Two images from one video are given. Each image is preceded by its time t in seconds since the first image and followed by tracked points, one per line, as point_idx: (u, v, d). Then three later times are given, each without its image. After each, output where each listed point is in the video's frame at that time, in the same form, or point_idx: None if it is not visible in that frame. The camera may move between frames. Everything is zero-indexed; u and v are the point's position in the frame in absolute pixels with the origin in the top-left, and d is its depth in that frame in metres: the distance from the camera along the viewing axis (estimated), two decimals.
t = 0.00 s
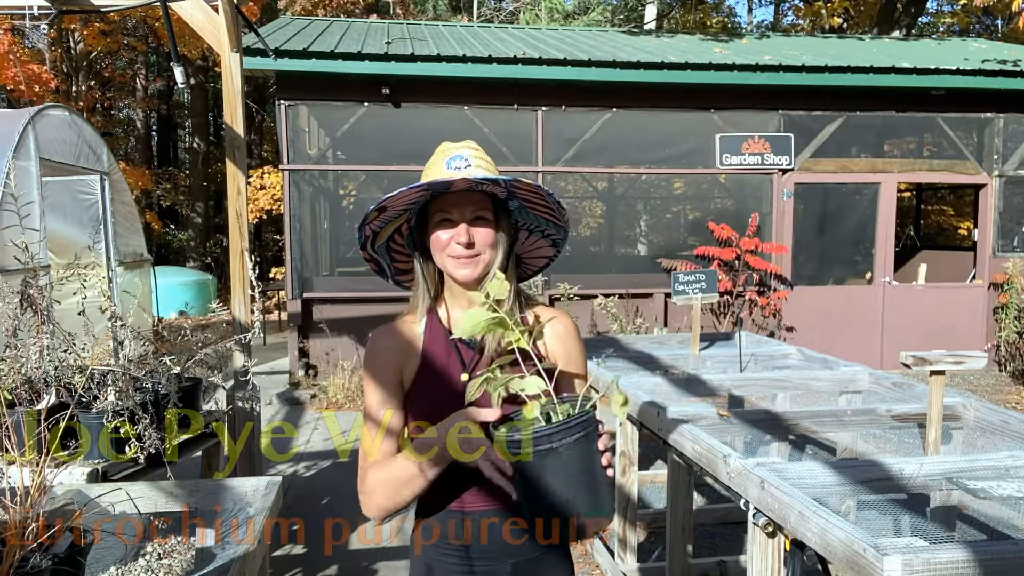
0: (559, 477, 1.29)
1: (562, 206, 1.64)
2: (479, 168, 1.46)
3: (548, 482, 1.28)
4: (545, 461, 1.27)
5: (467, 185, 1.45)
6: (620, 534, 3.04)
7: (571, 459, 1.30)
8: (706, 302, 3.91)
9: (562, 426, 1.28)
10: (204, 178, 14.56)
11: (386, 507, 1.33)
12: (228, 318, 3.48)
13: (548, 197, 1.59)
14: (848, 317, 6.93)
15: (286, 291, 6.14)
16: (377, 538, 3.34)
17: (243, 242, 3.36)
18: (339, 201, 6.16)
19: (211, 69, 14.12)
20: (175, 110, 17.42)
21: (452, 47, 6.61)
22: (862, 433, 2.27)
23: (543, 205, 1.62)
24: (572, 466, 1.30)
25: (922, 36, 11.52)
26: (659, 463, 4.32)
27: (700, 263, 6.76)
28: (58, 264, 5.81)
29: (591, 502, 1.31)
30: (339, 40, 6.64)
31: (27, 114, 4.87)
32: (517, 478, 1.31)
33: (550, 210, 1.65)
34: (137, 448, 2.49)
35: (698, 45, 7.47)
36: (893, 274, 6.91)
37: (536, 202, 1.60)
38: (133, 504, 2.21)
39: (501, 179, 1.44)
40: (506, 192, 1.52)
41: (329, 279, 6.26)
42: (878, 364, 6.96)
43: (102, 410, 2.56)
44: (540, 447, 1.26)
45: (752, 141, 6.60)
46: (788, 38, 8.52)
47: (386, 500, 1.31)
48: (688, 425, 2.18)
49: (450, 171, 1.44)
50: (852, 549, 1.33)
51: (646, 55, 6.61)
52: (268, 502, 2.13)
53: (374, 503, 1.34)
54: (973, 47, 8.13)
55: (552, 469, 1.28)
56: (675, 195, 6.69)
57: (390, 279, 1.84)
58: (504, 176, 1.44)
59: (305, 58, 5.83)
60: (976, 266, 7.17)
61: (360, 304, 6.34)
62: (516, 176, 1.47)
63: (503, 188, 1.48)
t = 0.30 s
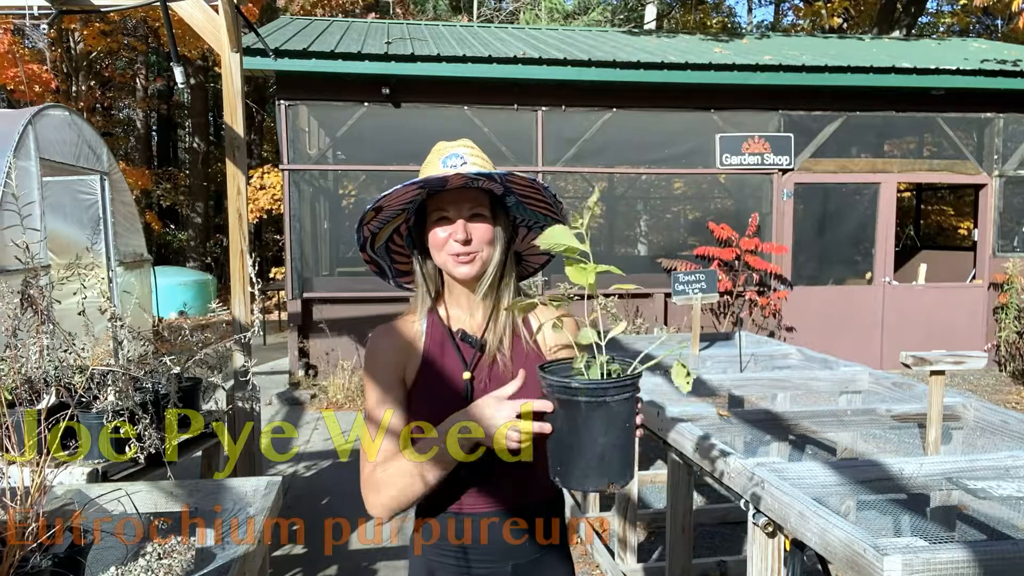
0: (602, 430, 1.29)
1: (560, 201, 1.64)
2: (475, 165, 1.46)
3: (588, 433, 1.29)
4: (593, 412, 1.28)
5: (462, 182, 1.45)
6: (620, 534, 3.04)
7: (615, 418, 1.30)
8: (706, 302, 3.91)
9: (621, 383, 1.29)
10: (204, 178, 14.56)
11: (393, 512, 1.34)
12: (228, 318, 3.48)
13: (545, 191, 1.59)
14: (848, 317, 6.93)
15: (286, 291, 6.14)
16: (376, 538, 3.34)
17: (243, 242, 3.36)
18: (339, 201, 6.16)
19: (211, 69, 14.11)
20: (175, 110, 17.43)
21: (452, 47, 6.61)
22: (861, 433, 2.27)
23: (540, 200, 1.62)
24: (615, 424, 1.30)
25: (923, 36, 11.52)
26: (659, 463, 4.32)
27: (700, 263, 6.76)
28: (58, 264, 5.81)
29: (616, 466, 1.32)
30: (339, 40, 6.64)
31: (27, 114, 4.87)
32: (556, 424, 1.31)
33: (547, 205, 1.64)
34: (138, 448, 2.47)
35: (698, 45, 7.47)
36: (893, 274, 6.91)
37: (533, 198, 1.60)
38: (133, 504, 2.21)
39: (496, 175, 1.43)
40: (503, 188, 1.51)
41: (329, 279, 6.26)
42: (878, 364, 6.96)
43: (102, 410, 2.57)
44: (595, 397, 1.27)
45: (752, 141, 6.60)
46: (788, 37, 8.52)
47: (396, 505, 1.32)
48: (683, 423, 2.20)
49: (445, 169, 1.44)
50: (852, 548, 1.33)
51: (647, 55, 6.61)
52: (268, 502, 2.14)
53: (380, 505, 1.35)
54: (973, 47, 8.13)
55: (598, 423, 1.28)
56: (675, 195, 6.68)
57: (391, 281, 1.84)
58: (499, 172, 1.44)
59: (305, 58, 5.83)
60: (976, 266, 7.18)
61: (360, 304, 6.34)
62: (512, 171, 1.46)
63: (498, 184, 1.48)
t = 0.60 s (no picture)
0: (587, 426, 1.30)
1: (562, 208, 1.64)
2: (476, 170, 1.45)
3: (574, 425, 1.30)
4: (585, 406, 1.30)
5: (463, 188, 1.45)
6: (620, 534, 3.04)
7: (605, 422, 1.31)
8: (706, 302, 3.91)
9: (621, 386, 1.30)
10: (204, 178, 14.56)
11: (391, 514, 1.34)
12: (228, 318, 3.48)
13: (547, 198, 1.59)
14: (848, 317, 6.93)
15: (286, 291, 6.14)
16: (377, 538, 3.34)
17: (243, 242, 3.36)
18: (339, 201, 6.16)
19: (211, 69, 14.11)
20: (175, 110, 17.43)
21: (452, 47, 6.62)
22: (861, 433, 2.28)
23: (542, 207, 1.62)
24: (602, 426, 1.30)
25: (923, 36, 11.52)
26: (659, 463, 4.32)
27: (700, 263, 6.76)
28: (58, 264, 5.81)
29: (587, 468, 1.31)
30: (339, 40, 6.64)
31: (27, 114, 4.87)
32: (549, 405, 1.35)
33: (549, 211, 1.64)
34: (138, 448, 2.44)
35: (698, 45, 7.47)
36: (892, 274, 6.92)
37: (535, 203, 1.60)
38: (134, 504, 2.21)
39: (498, 182, 1.43)
40: (504, 194, 1.51)
41: (329, 279, 6.26)
42: (878, 364, 6.96)
43: (102, 409, 2.57)
44: (594, 392, 1.29)
45: (752, 141, 6.60)
46: (788, 37, 8.52)
47: (394, 507, 1.33)
48: (691, 428, 2.16)
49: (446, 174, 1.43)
50: (852, 548, 1.33)
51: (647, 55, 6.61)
52: (268, 502, 2.13)
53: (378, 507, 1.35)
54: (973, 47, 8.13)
55: (586, 420, 1.29)
56: (675, 195, 6.68)
57: (388, 282, 1.84)
58: (501, 179, 1.43)
59: (305, 58, 5.83)
60: (976, 266, 7.18)
61: (360, 304, 6.34)
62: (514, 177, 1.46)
63: (500, 190, 1.47)
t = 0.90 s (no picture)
0: (589, 419, 1.31)
1: (560, 204, 1.63)
2: (472, 166, 1.45)
3: (576, 416, 1.32)
4: (588, 397, 1.32)
5: (459, 185, 1.45)
6: (620, 534, 3.05)
7: (607, 416, 1.32)
8: (706, 302, 3.91)
9: (625, 379, 1.32)
10: (204, 178, 14.57)
11: (392, 517, 1.34)
12: (228, 318, 3.48)
13: (545, 194, 1.58)
14: (848, 317, 6.93)
15: (286, 291, 6.14)
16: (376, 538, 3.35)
17: (243, 243, 3.35)
18: (339, 201, 6.16)
19: (211, 69, 14.11)
20: (175, 110, 17.44)
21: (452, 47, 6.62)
22: (861, 433, 2.28)
23: (540, 204, 1.62)
24: (603, 420, 1.32)
25: (923, 37, 11.53)
26: (659, 463, 4.33)
27: (700, 263, 6.76)
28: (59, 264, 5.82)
29: (587, 464, 1.31)
30: (339, 40, 6.64)
31: (27, 114, 4.88)
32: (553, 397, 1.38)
33: (547, 208, 1.64)
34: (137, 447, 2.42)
35: (698, 45, 7.47)
36: (893, 274, 6.92)
37: (532, 200, 1.59)
38: (134, 504, 2.22)
39: (494, 178, 1.43)
40: (500, 190, 1.51)
41: (329, 279, 6.26)
42: (878, 364, 6.97)
43: (102, 409, 2.59)
44: (598, 384, 1.31)
45: (752, 141, 6.60)
46: (788, 38, 8.52)
47: (395, 513, 1.33)
48: (692, 428, 2.16)
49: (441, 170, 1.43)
50: (852, 548, 1.33)
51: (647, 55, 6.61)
52: (268, 502, 2.13)
53: (378, 513, 1.35)
54: (973, 47, 8.13)
55: (589, 412, 1.31)
56: (676, 196, 6.68)
57: (383, 282, 1.84)
58: (497, 175, 1.43)
59: (304, 58, 5.83)
60: (976, 266, 7.18)
61: (360, 304, 6.34)
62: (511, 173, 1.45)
63: (496, 187, 1.47)
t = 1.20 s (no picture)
0: (581, 438, 1.24)
1: (563, 196, 1.65)
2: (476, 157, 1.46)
3: (567, 437, 1.25)
4: (576, 418, 1.23)
5: (464, 175, 1.46)
6: (620, 534, 3.05)
7: (600, 432, 1.24)
8: (706, 302, 3.91)
9: (612, 397, 1.21)
10: (204, 178, 14.57)
11: (392, 517, 1.34)
12: (228, 318, 3.48)
13: (547, 186, 1.60)
14: (848, 317, 6.93)
15: (286, 291, 6.14)
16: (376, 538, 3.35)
17: (243, 242, 3.35)
18: (339, 201, 6.15)
19: (211, 69, 14.11)
20: (175, 110, 17.45)
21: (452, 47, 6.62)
22: (861, 433, 2.28)
23: (542, 198, 1.63)
24: (597, 437, 1.24)
25: (923, 37, 11.53)
26: (659, 463, 4.33)
27: (700, 263, 6.76)
28: (59, 264, 5.82)
29: (586, 479, 1.27)
30: (339, 40, 6.64)
31: (27, 114, 4.88)
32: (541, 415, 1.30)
33: (548, 203, 1.66)
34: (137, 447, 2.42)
35: (698, 45, 7.47)
36: (893, 274, 6.92)
37: (533, 193, 1.61)
38: (134, 504, 2.22)
39: (501, 164, 1.44)
40: (504, 183, 1.52)
41: (329, 279, 6.25)
42: (878, 364, 6.97)
43: (102, 410, 2.59)
44: (584, 406, 1.21)
45: (752, 141, 6.59)
46: (788, 37, 8.52)
47: (397, 514, 1.33)
48: (691, 428, 2.16)
49: (446, 161, 1.43)
50: (852, 549, 1.33)
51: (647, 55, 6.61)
52: (268, 502, 2.13)
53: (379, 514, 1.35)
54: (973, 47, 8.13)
55: (578, 434, 1.23)
56: (676, 195, 6.68)
57: (376, 285, 1.83)
58: (503, 163, 1.45)
59: (305, 57, 5.83)
60: (976, 266, 7.18)
61: (359, 304, 6.34)
62: (517, 162, 1.47)
63: (500, 178, 1.49)
